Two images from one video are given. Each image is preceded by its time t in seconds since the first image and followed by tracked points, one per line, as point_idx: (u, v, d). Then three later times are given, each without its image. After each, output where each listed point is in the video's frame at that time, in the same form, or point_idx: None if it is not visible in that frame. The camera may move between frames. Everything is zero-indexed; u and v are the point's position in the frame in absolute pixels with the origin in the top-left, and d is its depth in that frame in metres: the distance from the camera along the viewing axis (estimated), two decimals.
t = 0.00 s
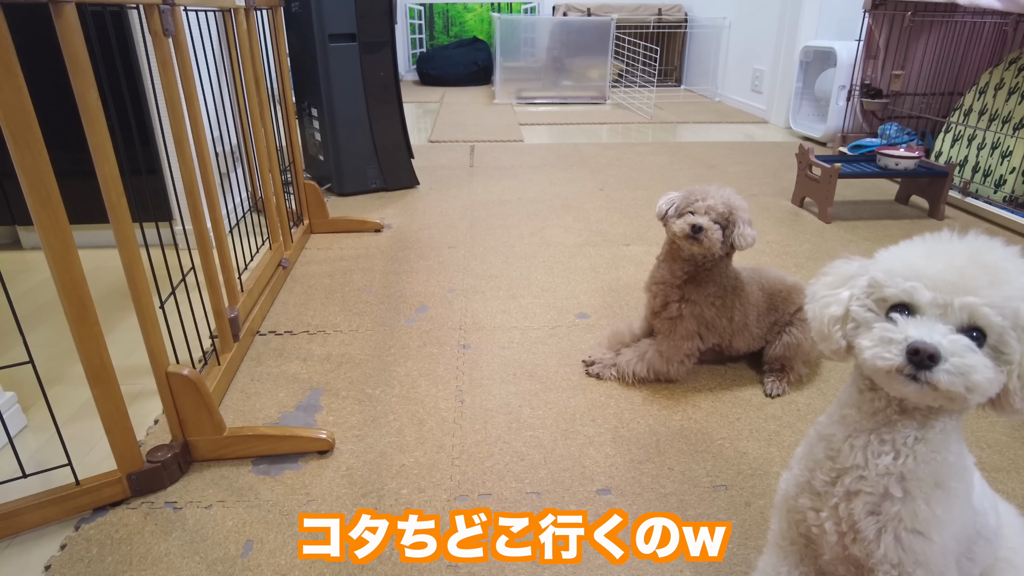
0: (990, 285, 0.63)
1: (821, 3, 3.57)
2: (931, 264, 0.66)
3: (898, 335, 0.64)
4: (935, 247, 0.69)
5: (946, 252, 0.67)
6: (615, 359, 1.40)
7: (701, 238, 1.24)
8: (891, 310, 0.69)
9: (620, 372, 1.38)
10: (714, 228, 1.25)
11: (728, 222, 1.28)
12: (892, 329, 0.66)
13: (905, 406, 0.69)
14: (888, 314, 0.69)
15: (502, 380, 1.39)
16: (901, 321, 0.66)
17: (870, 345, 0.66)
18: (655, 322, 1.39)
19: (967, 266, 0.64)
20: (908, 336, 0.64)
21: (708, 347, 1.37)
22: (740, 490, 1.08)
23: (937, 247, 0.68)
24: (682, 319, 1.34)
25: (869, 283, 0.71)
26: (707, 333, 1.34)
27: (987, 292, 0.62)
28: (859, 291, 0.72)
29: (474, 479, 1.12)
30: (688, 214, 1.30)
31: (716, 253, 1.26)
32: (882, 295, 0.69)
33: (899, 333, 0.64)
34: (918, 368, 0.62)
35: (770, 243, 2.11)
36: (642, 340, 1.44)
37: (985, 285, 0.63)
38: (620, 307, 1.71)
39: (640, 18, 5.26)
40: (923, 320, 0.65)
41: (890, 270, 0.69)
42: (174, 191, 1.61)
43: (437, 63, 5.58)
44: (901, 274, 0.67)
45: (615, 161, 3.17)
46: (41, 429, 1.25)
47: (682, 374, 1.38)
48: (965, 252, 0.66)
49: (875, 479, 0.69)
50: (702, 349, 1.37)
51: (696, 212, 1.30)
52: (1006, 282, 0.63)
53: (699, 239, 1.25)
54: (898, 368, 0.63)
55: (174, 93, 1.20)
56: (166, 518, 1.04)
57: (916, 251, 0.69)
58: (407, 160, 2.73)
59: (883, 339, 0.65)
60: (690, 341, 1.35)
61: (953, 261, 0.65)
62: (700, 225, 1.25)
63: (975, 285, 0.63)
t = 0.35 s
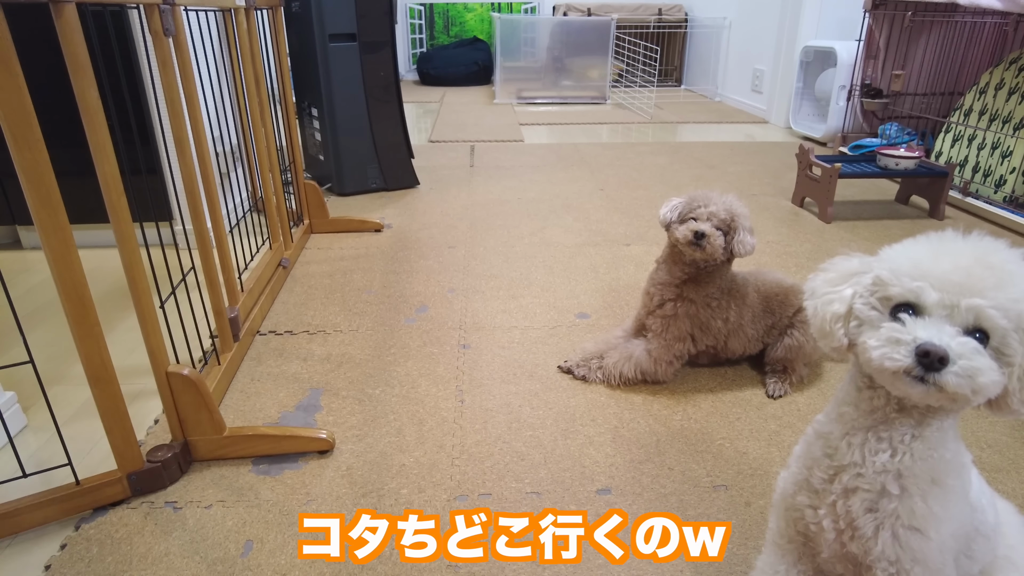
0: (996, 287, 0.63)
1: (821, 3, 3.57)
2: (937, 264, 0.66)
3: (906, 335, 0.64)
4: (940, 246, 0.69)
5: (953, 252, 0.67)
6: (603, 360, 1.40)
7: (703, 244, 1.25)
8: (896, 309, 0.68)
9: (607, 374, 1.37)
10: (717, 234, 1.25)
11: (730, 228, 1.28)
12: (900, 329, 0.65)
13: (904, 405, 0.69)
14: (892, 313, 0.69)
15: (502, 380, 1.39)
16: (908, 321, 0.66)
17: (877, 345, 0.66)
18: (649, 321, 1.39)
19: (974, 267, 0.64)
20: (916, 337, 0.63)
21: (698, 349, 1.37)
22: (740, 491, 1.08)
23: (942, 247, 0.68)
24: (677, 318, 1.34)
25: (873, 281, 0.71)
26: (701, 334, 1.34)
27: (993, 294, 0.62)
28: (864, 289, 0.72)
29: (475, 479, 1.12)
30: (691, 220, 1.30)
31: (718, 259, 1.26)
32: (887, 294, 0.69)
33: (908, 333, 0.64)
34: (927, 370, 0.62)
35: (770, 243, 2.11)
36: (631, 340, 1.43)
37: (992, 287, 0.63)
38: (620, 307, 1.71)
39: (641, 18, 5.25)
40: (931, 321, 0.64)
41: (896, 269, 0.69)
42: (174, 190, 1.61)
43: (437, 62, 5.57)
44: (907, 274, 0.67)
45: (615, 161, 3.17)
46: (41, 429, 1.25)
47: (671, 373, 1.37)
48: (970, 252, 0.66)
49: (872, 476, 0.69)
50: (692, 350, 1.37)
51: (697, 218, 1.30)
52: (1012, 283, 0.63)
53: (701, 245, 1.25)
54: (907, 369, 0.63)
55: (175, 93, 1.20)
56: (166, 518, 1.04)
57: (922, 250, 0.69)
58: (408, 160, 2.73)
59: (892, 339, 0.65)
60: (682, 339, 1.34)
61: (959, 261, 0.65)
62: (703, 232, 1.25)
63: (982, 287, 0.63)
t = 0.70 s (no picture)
0: (998, 289, 0.63)
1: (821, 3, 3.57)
2: (940, 265, 0.66)
3: (911, 338, 0.64)
4: (942, 247, 0.69)
5: (955, 253, 0.67)
6: (600, 361, 1.39)
7: (683, 247, 1.25)
8: (899, 310, 0.68)
9: (605, 375, 1.36)
10: (695, 239, 1.26)
11: (713, 232, 1.28)
12: (905, 332, 0.65)
13: (905, 405, 0.69)
14: (895, 315, 0.69)
15: (502, 380, 1.39)
16: (912, 323, 0.66)
17: (881, 347, 0.65)
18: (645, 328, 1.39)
19: (978, 268, 0.64)
20: (921, 340, 0.63)
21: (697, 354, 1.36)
22: (740, 490, 1.08)
23: (944, 247, 0.69)
24: (672, 326, 1.34)
25: (876, 282, 0.71)
26: (697, 341, 1.34)
27: (997, 296, 0.62)
28: (867, 290, 0.71)
29: (475, 479, 1.11)
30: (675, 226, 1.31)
31: (702, 263, 1.26)
32: (890, 295, 0.69)
33: (912, 336, 0.64)
34: (931, 373, 0.62)
35: (770, 243, 2.11)
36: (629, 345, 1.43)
37: (996, 289, 0.63)
38: (620, 307, 1.71)
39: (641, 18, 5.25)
40: (935, 323, 0.64)
41: (899, 270, 0.69)
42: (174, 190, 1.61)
43: (437, 62, 5.57)
44: (911, 275, 0.67)
45: (615, 161, 3.16)
46: (41, 429, 1.25)
47: (671, 378, 1.37)
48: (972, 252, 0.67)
49: (874, 475, 0.69)
50: (691, 357, 1.37)
51: (680, 224, 1.31)
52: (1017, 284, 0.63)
53: (681, 249, 1.26)
54: (911, 373, 0.63)
55: (175, 93, 1.20)
56: (166, 518, 1.04)
57: (924, 251, 0.69)
58: (408, 160, 2.73)
59: (896, 342, 0.65)
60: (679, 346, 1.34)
61: (962, 262, 0.65)
62: (680, 236, 1.26)
63: (985, 288, 0.63)
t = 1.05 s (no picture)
0: (1000, 292, 0.63)
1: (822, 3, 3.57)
2: (943, 268, 0.66)
3: (914, 344, 0.64)
4: (944, 248, 0.69)
5: (957, 255, 0.67)
6: (600, 363, 1.39)
7: (693, 258, 1.25)
8: (900, 313, 0.68)
9: (605, 376, 1.36)
10: (706, 248, 1.25)
11: (718, 239, 1.28)
12: (907, 337, 0.65)
13: (906, 407, 0.68)
14: (896, 318, 0.69)
15: (502, 380, 1.39)
16: (914, 327, 0.66)
17: (883, 352, 0.65)
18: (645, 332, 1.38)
19: (980, 271, 0.64)
20: (924, 345, 0.63)
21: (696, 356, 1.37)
22: (740, 491, 1.08)
23: (946, 248, 0.68)
24: (674, 329, 1.34)
25: (876, 285, 0.70)
26: (698, 344, 1.35)
27: (999, 299, 0.63)
28: (867, 293, 0.71)
29: (475, 479, 1.11)
30: (680, 233, 1.31)
31: (708, 271, 1.27)
32: (891, 298, 0.69)
33: (914, 341, 0.64)
34: (935, 379, 0.62)
35: (770, 243, 2.11)
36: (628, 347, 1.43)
37: (999, 292, 0.63)
38: (620, 307, 1.71)
39: (641, 18, 5.25)
40: (937, 328, 0.64)
41: (899, 273, 0.68)
42: (174, 189, 1.61)
43: (437, 62, 5.57)
44: (912, 278, 0.67)
45: (615, 161, 3.16)
46: (41, 428, 1.25)
47: (672, 379, 1.37)
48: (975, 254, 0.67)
49: (875, 475, 0.69)
50: (690, 359, 1.37)
51: (686, 230, 1.30)
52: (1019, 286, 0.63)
53: (691, 259, 1.26)
54: (913, 378, 0.63)
55: (175, 93, 1.20)
56: (166, 518, 1.04)
57: (925, 254, 0.69)
58: (408, 160, 2.73)
59: (899, 347, 0.64)
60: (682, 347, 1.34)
61: (964, 265, 0.65)
62: (692, 246, 1.25)
63: (987, 292, 0.63)
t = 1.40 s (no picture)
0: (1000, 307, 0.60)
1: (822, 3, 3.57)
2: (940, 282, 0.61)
3: (906, 370, 0.62)
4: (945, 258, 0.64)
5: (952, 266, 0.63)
6: (599, 365, 1.39)
7: (679, 261, 1.25)
8: (894, 335, 0.66)
9: (605, 377, 1.36)
10: (692, 251, 1.25)
11: (714, 243, 1.26)
12: (900, 362, 0.63)
13: (907, 433, 0.67)
14: (893, 339, 0.66)
15: (502, 380, 1.39)
16: (909, 349, 0.64)
17: (876, 379, 0.64)
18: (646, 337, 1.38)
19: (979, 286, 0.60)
20: (919, 372, 0.61)
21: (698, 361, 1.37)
22: (740, 491, 1.08)
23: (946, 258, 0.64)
24: (674, 336, 1.34)
25: (870, 304, 0.69)
26: (698, 351, 1.34)
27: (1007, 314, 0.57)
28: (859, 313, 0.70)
29: (475, 479, 1.11)
30: (670, 238, 1.32)
31: (701, 273, 1.26)
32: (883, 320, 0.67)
33: (907, 366, 0.62)
34: (932, 410, 0.59)
35: (770, 243, 2.11)
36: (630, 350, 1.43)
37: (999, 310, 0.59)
38: (620, 307, 1.71)
39: (641, 18, 5.25)
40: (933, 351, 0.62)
41: (894, 291, 0.66)
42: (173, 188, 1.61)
43: (437, 62, 5.57)
44: (907, 298, 0.64)
45: (615, 160, 3.16)
46: (42, 428, 1.25)
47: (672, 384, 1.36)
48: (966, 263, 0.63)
49: (880, 497, 0.69)
50: (691, 366, 1.37)
51: (678, 234, 1.31)
52: None
53: (677, 262, 1.25)
54: (909, 408, 0.61)
55: (175, 93, 1.20)
56: (166, 518, 1.04)
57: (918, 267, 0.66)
58: (408, 160, 2.73)
59: (890, 373, 0.63)
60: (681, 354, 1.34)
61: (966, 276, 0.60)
62: (676, 250, 1.25)
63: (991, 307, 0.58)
